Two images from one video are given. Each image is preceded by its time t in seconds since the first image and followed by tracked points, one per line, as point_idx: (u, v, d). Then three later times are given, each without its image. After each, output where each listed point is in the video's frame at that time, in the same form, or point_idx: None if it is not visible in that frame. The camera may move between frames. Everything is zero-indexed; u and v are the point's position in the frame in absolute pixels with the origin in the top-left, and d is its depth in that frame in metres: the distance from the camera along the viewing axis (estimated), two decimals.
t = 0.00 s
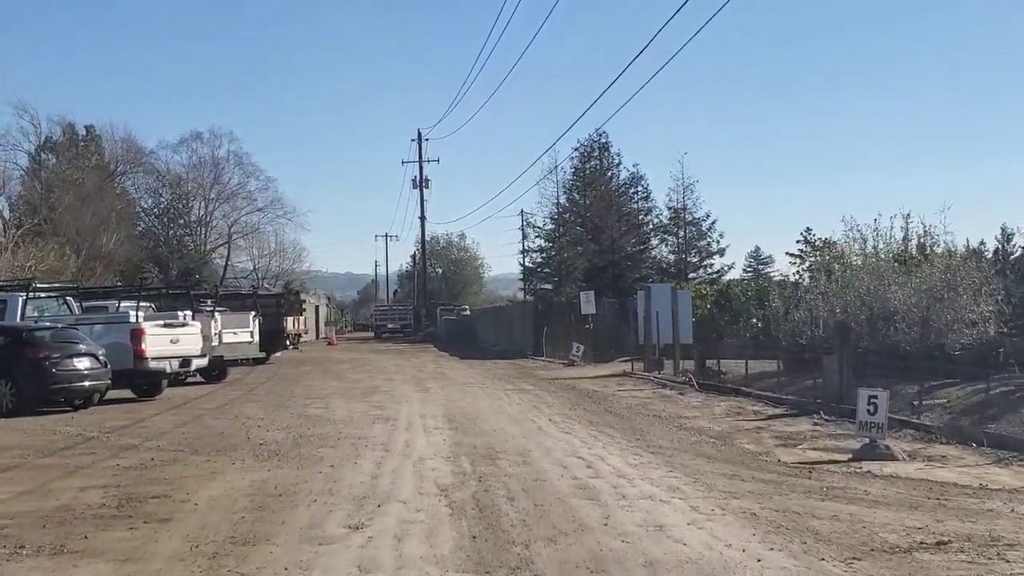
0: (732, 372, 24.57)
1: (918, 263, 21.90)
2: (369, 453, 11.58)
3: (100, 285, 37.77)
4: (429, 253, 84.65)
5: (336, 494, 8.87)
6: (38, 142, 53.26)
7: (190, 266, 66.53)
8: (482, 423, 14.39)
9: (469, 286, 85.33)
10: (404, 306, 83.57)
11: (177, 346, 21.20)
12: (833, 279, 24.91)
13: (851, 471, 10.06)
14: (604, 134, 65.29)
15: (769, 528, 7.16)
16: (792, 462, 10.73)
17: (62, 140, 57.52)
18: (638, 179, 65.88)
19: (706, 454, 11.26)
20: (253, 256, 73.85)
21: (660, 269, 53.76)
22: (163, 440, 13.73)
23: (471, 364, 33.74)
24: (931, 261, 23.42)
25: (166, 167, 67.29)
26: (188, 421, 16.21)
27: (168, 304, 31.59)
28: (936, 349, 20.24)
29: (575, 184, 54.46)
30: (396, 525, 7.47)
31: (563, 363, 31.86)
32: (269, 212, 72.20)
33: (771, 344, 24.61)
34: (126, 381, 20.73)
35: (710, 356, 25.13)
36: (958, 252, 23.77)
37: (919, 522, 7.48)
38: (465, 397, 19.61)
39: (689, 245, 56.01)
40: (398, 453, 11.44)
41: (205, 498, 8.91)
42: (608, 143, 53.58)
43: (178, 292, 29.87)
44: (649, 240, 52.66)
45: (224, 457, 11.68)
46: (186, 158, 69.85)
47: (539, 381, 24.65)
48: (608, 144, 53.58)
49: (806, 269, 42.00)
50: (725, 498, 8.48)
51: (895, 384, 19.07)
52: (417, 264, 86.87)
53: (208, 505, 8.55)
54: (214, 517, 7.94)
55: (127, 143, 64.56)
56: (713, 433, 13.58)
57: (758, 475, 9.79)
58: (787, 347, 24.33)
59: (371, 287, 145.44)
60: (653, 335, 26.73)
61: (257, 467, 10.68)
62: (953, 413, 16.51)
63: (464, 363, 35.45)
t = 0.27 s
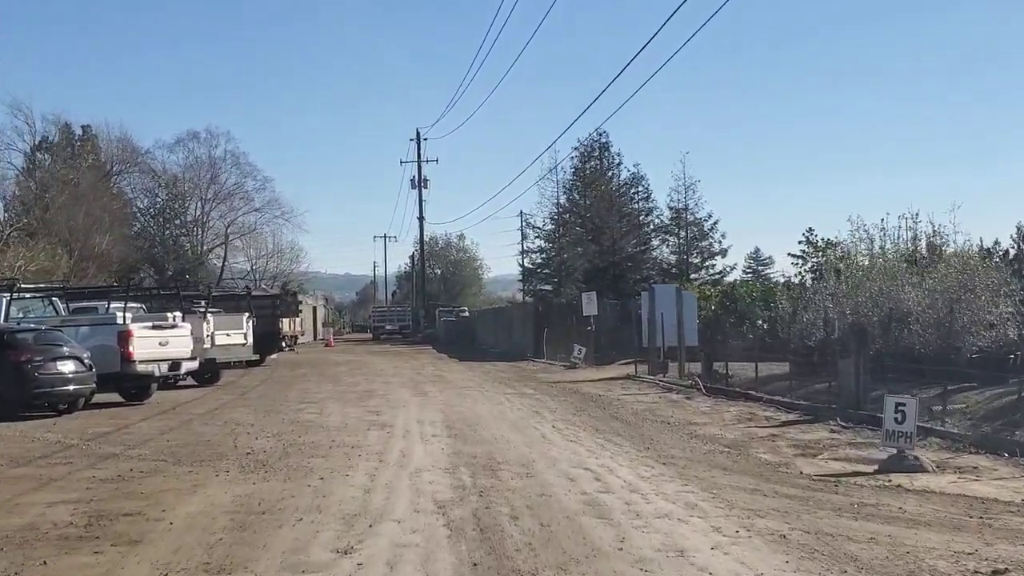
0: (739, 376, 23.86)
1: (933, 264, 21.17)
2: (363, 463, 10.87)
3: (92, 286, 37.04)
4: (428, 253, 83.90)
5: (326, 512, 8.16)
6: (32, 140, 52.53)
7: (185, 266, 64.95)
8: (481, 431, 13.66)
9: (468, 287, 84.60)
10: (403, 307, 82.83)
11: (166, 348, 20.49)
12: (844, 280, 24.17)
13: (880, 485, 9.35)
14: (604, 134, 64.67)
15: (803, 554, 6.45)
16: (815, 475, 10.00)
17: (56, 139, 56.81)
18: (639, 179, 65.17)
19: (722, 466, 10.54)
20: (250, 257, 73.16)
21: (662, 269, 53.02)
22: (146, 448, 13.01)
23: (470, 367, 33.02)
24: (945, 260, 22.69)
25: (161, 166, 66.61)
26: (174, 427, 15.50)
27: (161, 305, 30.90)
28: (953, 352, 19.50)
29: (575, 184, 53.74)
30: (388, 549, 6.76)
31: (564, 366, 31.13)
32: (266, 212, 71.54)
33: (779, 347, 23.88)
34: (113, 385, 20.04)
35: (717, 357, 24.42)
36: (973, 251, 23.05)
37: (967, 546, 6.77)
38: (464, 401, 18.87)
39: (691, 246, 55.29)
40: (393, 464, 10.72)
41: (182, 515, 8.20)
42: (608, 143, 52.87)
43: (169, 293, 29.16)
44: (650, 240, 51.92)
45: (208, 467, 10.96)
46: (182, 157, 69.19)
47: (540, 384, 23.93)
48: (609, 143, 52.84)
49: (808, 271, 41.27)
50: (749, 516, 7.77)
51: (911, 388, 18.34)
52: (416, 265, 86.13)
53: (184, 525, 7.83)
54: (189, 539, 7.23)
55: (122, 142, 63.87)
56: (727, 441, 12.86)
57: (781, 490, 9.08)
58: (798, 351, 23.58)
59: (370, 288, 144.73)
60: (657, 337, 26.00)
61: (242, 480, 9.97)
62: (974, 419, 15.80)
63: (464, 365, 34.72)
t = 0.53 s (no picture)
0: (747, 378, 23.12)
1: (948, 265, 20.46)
2: (355, 475, 10.15)
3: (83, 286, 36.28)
4: (427, 254, 83.14)
5: (312, 533, 7.43)
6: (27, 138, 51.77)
7: (182, 267, 64.08)
8: (482, 438, 12.93)
9: (467, 288, 83.86)
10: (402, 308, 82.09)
11: (155, 349, 19.77)
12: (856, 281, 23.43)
13: (914, 499, 8.65)
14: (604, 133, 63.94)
15: None
16: (842, 488, 9.29)
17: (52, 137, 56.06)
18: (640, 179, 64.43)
19: (740, 478, 9.82)
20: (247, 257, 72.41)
21: (664, 270, 52.26)
22: (127, 456, 12.28)
23: (469, 368, 32.29)
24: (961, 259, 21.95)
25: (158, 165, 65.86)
26: (159, 434, 14.77)
27: (153, 305, 30.19)
28: (971, 355, 18.76)
29: (576, 184, 53.00)
30: None
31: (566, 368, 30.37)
32: (264, 212, 70.82)
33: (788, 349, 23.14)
34: (100, 388, 19.32)
35: (724, 359, 23.71)
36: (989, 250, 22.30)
37: None
38: (464, 405, 18.15)
39: (694, 246, 54.53)
40: (387, 476, 9.99)
41: (154, 537, 7.47)
42: (608, 142, 52.14)
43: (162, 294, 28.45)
44: (652, 240, 51.15)
45: (190, 479, 10.24)
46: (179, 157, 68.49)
47: (541, 387, 23.20)
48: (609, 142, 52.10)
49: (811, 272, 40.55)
50: (778, 538, 7.05)
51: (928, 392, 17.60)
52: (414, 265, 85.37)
53: (156, 547, 7.11)
54: (159, 566, 6.51)
55: (118, 141, 63.11)
56: (741, 450, 12.14)
57: (808, 506, 8.36)
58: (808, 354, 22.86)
59: (368, 288, 143.90)
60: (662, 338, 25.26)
61: (224, 494, 9.25)
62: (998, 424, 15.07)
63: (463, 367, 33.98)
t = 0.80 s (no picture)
0: (756, 380, 22.39)
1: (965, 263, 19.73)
2: (347, 487, 9.42)
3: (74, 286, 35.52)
4: (426, 254, 82.41)
5: (294, 555, 6.70)
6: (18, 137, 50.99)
7: (178, 267, 63.39)
8: (483, 446, 12.19)
9: (467, 288, 83.15)
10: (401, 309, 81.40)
11: (142, 352, 19.03)
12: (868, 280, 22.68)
13: (954, 516, 7.92)
14: (604, 132, 63.18)
15: None
16: (875, 504, 8.56)
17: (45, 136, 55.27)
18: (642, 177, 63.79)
19: (762, 491, 9.06)
20: (244, 258, 71.71)
21: (665, 270, 51.49)
22: (104, 465, 11.56)
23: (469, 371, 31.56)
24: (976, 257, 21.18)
25: (154, 164, 65.09)
26: (143, 441, 14.04)
27: (146, 306, 29.48)
28: (990, 357, 17.99)
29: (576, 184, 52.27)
30: None
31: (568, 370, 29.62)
32: (261, 212, 70.09)
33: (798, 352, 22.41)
34: (85, 392, 18.57)
35: (732, 361, 22.99)
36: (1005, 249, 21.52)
37: None
38: (463, 409, 17.40)
39: (695, 246, 53.77)
40: (381, 488, 9.26)
41: (122, 560, 6.75)
42: (608, 141, 51.42)
43: (153, 294, 27.74)
44: (653, 240, 50.36)
45: (168, 491, 9.50)
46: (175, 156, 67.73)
47: (543, 390, 22.47)
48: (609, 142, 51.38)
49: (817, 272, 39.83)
50: (812, 563, 6.33)
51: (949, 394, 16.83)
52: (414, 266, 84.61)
53: (119, 573, 6.38)
54: None
55: (113, 140, 62.39)
56: (758, 458, 11.40)
57: (840, 524, 7.63)
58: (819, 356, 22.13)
59: (367, 289, 143.16)
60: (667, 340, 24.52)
61: (203, 508, 8.52)
62: None
63: (462, 368, 33.27)
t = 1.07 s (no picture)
0: (765, 382, 21.65)
1: (981, 258, 19.01)
2: (337, 500, 8.70)
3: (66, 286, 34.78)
4: (425, 253, 81.71)
5: None
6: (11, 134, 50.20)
7: (173, 266, 62.57)
8: (484, 453, 11.46)
9: (466, 288, 82.44)
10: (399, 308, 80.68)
11: (129, 353, 18.32)
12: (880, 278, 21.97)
13: (1003, 534, 7.20)
14: (604, 130, 62.47)
15: None
16: (913, 520, 7.84)
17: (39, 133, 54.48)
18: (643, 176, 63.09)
19: (787, 505, 8.34)
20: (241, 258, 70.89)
21: (667, 269, 50.76)
22: (80, 475, 10.83)
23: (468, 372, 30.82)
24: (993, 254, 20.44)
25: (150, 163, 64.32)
26: (126, 447, 13.32)
27: (137, 305, 28.77)
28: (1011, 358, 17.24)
29: (576, 182, 51.55)
30: None
31: (569, 372, 28.88)
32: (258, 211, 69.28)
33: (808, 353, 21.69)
34: (70, 395, 17.86)
35: (740, 362, 22.28)
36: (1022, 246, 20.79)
37: None
38: (462, 413, 16.68)
39: (697, 245, 53.04)
40: (374, 502, 8.54)
41: None
42: (609, 139, 50.69)
43: (145, 293, 27.02)
44: (654, 239, 49.60)
45: (144, 505, 8.78)
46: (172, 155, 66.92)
47: (545, 392, 21.75)
48: (610, 140, 50.63)
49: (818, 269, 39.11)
50: None
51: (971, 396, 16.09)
52: (412, 265, 83.90)
53: None
54: None
55: (108, 138, 61.60)
56: (778, 467, 10.69)
57: (879, 544, 6.92)
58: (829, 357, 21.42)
59: (366, 289, 142.45)
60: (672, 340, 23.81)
61: (180, 525, 7.80)
62: None
63: (462, 369, 32.55)
